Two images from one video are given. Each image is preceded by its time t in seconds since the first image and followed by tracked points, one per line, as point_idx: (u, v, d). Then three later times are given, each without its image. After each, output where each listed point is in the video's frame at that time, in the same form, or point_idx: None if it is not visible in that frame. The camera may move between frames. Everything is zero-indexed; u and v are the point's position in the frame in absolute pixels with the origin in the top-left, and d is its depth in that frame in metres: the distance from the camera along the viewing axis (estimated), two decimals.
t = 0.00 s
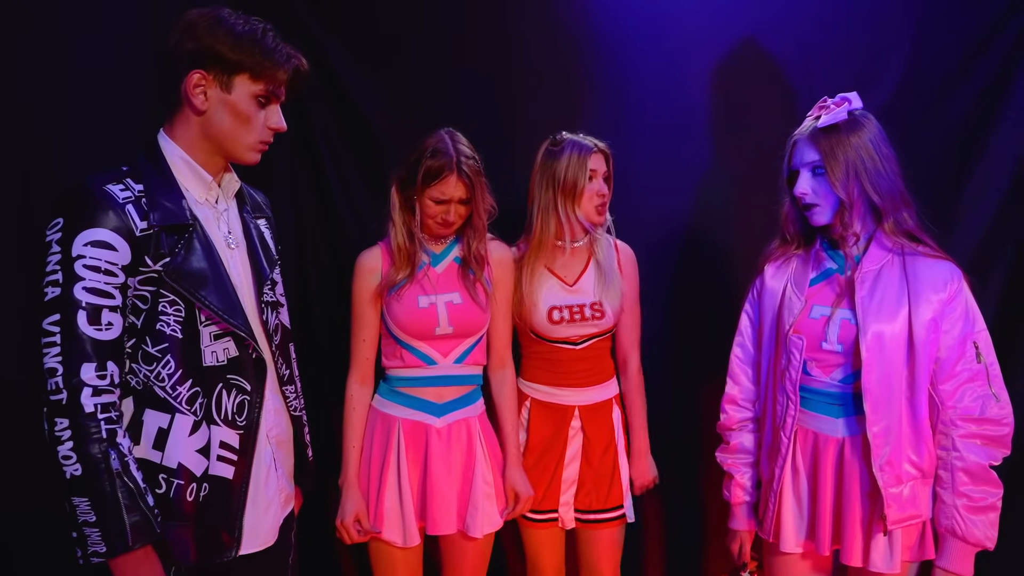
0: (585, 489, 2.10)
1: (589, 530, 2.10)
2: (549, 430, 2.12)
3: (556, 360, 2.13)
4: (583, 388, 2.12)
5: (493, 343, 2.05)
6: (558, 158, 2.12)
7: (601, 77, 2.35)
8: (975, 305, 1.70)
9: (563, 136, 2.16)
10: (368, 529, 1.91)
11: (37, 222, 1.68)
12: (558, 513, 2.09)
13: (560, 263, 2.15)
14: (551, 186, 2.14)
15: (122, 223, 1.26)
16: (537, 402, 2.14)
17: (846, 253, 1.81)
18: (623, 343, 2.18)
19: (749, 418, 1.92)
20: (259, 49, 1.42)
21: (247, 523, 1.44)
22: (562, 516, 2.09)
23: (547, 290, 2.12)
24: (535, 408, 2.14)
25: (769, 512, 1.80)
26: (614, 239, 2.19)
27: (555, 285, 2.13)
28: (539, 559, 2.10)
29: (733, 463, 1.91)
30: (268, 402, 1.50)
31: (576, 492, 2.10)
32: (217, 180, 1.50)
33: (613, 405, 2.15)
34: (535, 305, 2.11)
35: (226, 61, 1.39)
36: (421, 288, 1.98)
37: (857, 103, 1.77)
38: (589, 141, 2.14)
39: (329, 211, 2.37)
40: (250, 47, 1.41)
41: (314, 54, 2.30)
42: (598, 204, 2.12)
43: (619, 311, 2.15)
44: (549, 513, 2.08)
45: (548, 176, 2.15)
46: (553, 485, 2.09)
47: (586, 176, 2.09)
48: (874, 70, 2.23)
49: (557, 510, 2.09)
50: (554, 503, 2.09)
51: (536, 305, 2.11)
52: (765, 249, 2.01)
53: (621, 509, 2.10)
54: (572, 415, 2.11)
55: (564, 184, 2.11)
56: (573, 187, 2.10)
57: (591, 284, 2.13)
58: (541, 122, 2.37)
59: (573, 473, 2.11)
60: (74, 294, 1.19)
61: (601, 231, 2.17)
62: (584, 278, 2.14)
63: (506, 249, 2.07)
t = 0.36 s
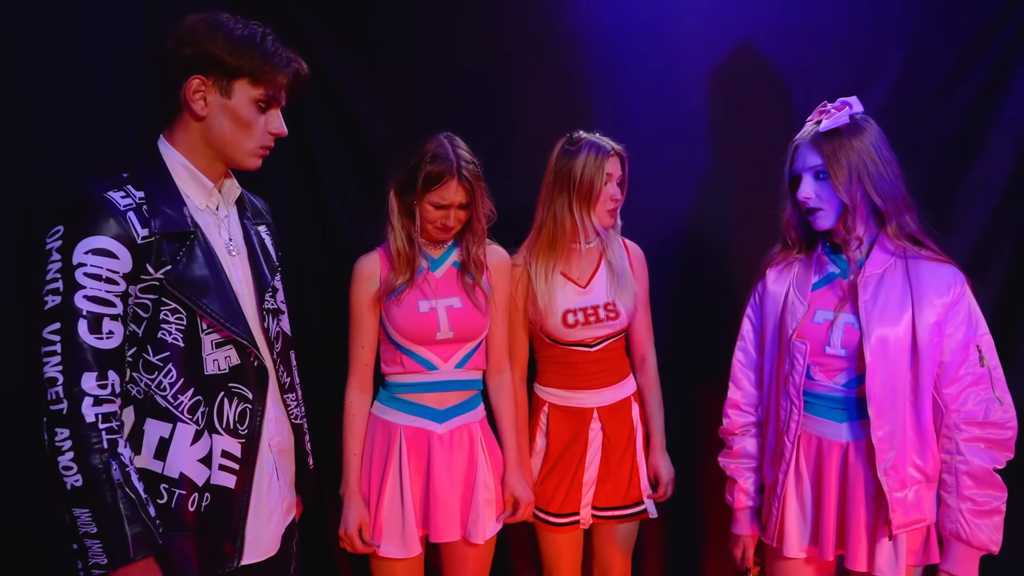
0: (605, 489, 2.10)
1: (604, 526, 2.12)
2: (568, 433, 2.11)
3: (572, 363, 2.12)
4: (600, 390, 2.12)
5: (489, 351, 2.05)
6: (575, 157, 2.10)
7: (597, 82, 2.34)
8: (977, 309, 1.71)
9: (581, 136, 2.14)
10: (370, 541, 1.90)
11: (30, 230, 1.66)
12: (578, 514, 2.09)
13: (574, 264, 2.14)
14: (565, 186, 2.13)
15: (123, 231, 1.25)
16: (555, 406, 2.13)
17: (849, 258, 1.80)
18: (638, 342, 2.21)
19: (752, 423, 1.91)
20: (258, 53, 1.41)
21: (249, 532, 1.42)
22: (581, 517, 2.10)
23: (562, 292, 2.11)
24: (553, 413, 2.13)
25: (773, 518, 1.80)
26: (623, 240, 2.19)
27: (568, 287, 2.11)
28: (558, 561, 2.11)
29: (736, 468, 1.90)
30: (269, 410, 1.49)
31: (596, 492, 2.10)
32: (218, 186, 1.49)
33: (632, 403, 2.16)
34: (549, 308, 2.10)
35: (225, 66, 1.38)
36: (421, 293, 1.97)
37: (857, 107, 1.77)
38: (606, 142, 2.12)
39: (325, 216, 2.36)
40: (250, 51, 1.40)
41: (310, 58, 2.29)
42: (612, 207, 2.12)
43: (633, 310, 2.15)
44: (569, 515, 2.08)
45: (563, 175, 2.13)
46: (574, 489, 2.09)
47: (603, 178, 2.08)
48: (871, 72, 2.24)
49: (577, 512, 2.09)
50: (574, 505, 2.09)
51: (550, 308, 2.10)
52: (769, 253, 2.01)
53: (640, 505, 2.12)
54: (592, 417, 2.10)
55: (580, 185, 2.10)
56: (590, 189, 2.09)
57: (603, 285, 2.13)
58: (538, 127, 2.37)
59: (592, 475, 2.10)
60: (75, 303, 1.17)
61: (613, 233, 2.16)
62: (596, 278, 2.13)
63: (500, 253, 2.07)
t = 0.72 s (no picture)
0: (628, 492, 2.11)
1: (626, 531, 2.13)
2: (588, 436, 2.12)
3: (591, 365, 2.13)
4: (619, 391, 2.13)
5: (492, 351, 2.07)
6: (587, 162, 2.11)
7: (597, 84, 2.35)
8: (977, 308, 1.71)
9: (591, 140, 2.15)
10: (377, 545, 1.92)
11: (33, 239, 1.67)
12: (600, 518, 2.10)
13: (590, 267, 2.15)
14: (578, 191, 2.14)
15: (129, 239, 1.27)
16: (574, 409, 2.15)
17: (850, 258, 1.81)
18: (655, 342, 2.23)
19: (751, 424, 1.92)
20: (259, 62, 1.43)
21: (255, 534, 1.44)
22: (604, 521, 2.10)
23: (581, 295, 2.11)
24: (574, 416, 2.15)
25: (773, 519, 1.80)
26: (636, 242, 2.21)
27: (586, 290, 2.12)
28: (574, 563, 2.12)
29: (735, 469, 1.91)
30: (274, 415, 1.51)
31: (619, 495, 2.11)
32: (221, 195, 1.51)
33: (651, 403, 2.17)
34: (570, 310, 2.10)
35: (227, 75, 1.40)
36: (423, 296, 1.99)
37: (857, 111, 1.78)
38: (617, 147, 2.14)
39: (328, 220, 2.37)
40: (251, 60, 1.42)
41: (313, 62, 2.31)
42: (624, 211, 2.14)
43: (649, 309, 2.17)
44: (591, 519, 2.09)
45: (576, 180, 2.14)
46: (596, 492, 2.09)
47: (615, 182, 2.10)
48: (873, 71, 2.24)
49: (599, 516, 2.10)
50: (597, 509, 2.09)
51: (571, 311, 2.10)
52: (765, 259, 2.01)
53: (666, 508, 2.13)
54: (612, 420, 2.11)
55: (593, 189, 2.11)
56: (603, 193, 2.11)
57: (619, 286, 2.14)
58: (538, 130, 2.38)
59: (614, 477, 2.11)
60: (83, 310, 1.20)
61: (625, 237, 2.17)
62: (613, 280, 2.14)
63: (501, 257, 2.10)
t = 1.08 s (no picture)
0: (636, 487, 2.16)
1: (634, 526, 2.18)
2: (597, 431, 2.17)
3: (603, 362, 2.17)
4: (626, 387, 2.18)
5: (494, 347, 2.11)
6: (599, 162, 2.12)
7: (598, 86, 2.40)
8: (961, 301, 1.76)
9: (601, 139, 2.17)
10: (382, 538, 1.95)
11: (43, 240, 1.71)
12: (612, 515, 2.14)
13: (606, 266, 2.18)
14: (592, 189, 2.15)
15: (135, 241, 1.31)
16: (584, 403, 2.19)
17: (837, 248, 1.86)
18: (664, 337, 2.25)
19: (740, 412, 1.97)
20: (258, 64, 1.47)
21: (261, 527, 1.48)
22: (616, 518, 2.14)
23: (597, 296, 2.15)
24: (581, 407, 2.19)
25: (763, 507, 1.87)
26: (654, 239, 2.24)
27: (602, 290, 2.16)
28: (586, 557, 2.18)
29: (724, 458, 1.96)
30: (278, 410, 1.55)
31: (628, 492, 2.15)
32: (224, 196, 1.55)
33: (657, 398, 2.22)
34: (588, 313, 2.14)
35: (226, 78, 1.44)
36: (427, 293, 2.04)
37: (842, 102, 1.83)
38: (627, 141, 2.15)
39: (332, 217, 2.41)
40: (249, 63, 1.46)
41: (316, 66, 2.35)
42: (642, 204, 2.14)
43: (663, 305, 2.20)
44: (602, 514, 2.13)
45: (589, 179, 2.16)
46: (606, 488, 2.14)
47: (630, 176, 2.11)
48: (867, 72, 2.29)
49: (610, 512, 2.14)
50: (608, 505, 2.13)
51: (587, 312, 2.14)
52: (752, 244, 2.06)
53: (668, 501, 2.19)
54: (618, 413, 2.16)
55: (608, 188, 2.12)
56: (618, 191, 2.12)
57: (634, 285, 2.18)
58: (539, 130, 2.42)
59: (623, 473, 2.15)
60: (90, 310, 1.23)
61: (645, 232, 2.19)
62: (628, 278, 2.18)
63: (503, 254, 2.14)
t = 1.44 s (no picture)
0: (644, 474, 2.20)
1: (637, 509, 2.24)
2: (607, 422, 2.20)
3: (610, 352, 2.20)
4: (633, 379, 2.21)
5: (502, 339, 2.16)
6: (608, 150, 2.14)
7: (608, 78, 2.40)
8: (959, 287, 1.78)
9: (610, 128, 2.18)
10: (399, 527, 1.99)
11: (66, 231, 1.75)
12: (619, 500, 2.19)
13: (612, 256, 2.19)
14: (601, 180, 2.16)
15: (144, 239, 1.34)
16: (592, 394, 2.21)
17: (838, 235, 1.88)
18: (669, 327, 2.29)
19: (742, 400, 2.00)
20: (262, 63, 1.49)
21: (273, 518, 1.52)
22: (621, 501, 2.20)
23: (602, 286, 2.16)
24: (591, 402, 2.21)
25: (765, 492, 1.90)
26: (656, 227, 2.26)
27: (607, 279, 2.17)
28: (591, 543, 2.21)
29: (728, 446, 1.99)
30: (289, 403, 1.58)
31: (635, 478, 2.20)
32: (233, 194, 1.58)
33: (665, 389, 2.25)
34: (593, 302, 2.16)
35: (231, 78, 1.46)
36: (437, 286, 2.07)
37: (833, 91, 1.85)
38: (636, 132, 2.16)
39: (345, 210, 2.43)
40: (252, 62, 1.48)
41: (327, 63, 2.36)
42: (648, 196, 2.17)
43: (665, 293, 2.23)
44: (612, 502, 2.18)
45: (597, 171, 2.17)
46: (615, 476, 2.18)
47: (638, 168, 2.12)
48: (876, 63, 2.29)
49: (618, 497, 2.19)
50: (616, 491, 2.18)
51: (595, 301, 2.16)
52: (752, 233, 2.08)
53: (670, 490, 2.22)
54: (627, 406, 2.20)
55: (616, 179, 2.14)
56: (626, 181, 2.13)
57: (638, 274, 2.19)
58: (550, 120, 2.43)
59: (632, 462, 2.19)
60: (103, 308, 1.27)
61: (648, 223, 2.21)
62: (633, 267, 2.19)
63: (511, 247, 2.18)
